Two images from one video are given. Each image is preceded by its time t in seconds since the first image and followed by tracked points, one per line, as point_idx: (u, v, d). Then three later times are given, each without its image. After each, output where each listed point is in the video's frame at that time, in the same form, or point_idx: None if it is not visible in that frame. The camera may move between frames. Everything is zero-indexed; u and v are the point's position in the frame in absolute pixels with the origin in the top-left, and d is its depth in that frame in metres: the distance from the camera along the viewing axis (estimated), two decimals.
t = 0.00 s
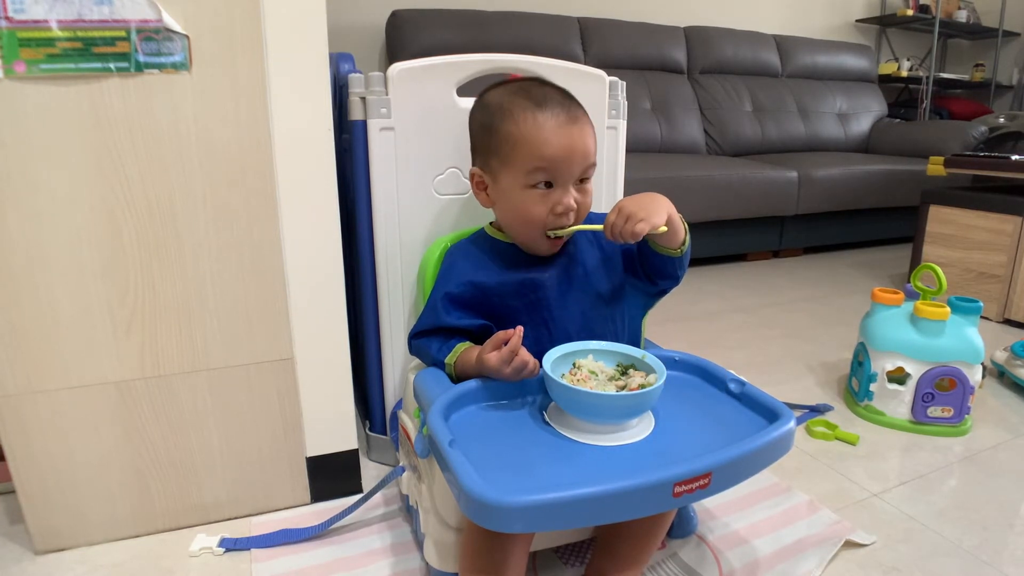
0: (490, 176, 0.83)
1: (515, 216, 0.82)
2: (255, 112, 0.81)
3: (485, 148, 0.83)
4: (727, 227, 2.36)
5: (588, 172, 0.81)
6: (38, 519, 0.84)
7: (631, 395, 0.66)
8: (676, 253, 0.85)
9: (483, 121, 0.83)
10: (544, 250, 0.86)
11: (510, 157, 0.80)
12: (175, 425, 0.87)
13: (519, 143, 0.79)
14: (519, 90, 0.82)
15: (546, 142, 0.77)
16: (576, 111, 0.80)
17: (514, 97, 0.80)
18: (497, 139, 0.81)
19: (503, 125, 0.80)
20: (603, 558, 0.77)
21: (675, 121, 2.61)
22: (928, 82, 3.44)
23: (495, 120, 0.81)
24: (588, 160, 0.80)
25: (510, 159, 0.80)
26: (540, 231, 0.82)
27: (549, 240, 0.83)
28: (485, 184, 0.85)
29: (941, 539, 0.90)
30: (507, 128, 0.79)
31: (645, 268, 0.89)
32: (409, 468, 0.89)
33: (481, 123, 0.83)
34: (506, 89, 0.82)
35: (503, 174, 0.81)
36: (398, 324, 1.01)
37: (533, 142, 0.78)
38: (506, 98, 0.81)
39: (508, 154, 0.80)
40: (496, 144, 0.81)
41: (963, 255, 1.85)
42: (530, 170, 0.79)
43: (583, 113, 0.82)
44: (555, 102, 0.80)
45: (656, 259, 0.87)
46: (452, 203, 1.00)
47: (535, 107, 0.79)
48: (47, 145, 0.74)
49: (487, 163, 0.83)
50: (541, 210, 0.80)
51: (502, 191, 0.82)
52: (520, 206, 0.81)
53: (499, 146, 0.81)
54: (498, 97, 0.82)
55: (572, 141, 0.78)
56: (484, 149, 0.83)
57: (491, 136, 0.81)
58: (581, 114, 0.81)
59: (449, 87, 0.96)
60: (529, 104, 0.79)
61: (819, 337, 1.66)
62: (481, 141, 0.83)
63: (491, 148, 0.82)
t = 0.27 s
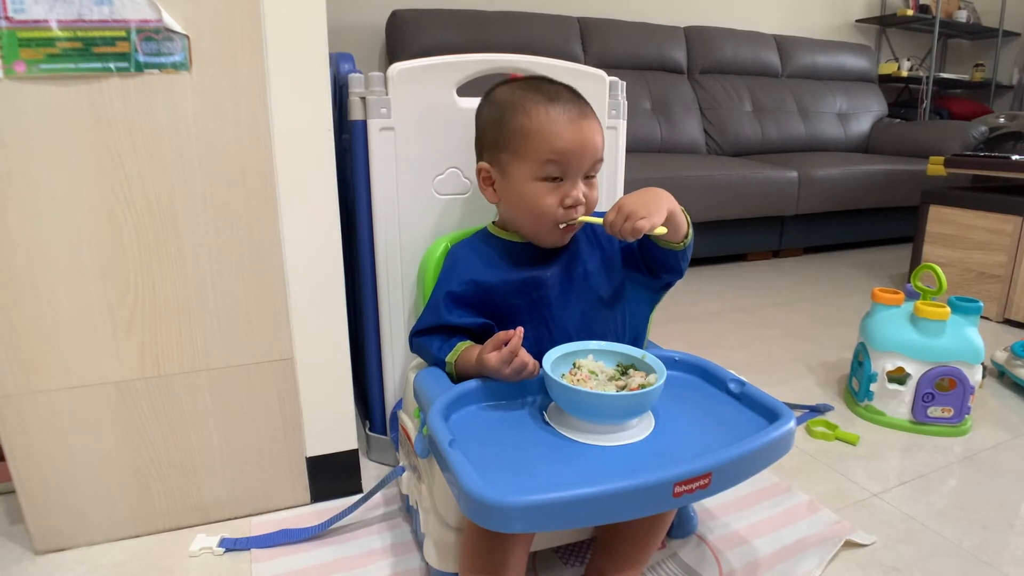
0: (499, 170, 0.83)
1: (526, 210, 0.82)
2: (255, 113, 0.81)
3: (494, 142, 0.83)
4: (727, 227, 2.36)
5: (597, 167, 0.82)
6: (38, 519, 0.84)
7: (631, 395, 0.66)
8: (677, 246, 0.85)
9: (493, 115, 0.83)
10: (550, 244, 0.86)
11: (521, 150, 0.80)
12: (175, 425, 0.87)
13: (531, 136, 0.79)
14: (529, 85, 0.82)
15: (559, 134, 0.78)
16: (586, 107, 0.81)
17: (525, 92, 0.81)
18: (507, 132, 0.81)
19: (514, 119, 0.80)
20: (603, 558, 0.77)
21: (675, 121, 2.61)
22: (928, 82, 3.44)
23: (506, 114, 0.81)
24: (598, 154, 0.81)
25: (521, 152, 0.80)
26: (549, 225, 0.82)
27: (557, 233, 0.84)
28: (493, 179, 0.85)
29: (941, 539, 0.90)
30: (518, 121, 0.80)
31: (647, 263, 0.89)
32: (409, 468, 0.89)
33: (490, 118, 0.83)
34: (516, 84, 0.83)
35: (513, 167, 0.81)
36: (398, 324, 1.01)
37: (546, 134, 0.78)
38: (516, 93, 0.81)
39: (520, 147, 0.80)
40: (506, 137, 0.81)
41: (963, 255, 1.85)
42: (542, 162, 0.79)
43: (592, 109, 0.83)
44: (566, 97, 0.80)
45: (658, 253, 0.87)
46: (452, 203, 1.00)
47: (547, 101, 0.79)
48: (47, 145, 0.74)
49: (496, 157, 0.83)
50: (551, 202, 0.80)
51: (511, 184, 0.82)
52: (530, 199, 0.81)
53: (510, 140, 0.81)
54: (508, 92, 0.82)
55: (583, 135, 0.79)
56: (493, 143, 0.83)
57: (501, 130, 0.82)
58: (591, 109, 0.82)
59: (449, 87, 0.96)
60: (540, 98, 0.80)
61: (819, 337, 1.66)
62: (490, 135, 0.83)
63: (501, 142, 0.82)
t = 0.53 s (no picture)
0: (505, 163, 0.83)
1: (530, 202, 0.82)
2: (255, 113, 0.81)
3: (501, 135, 0.83)
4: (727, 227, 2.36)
5: (602, 163, 0.83)
6: (38, 519, 0.84)
7: (631, 395, 0.66)
8: (676, 236, 0.84)
9: (500, 109, 0.83)
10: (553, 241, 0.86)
11: (529, 142, 0.80)
12: (174, 425, 0.87)
13: (539, 128, 0.79)
14: (537, 82, 0.83)
15: (567, 127, 0.78)
16: (592, 104, 0.82)
17: (533, 87, 0.82)
18: (515, 125, 0.81)
19: (522, 112, 0.81)
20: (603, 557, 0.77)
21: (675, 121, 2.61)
22: (928, 82, 3.44)
23: (514, 108, 0.81)
24: (604, 150, 0.81)
25: (529, 144, 0.80)
26: (554, 219, 0.82)
27: (561, 229, 0.84)
28: (498, 173, 0.85)
29: (941, 539, 0.90)
30: (526, 114, 0.80)
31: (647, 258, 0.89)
32: (409, 468, 0.89)
33: (498, 112, 0.84)
34: (524, 81, 0.84)
35: (520, 160, 0.81)
36: (398, 325, 1.01)
37: (554, 127, 0.79)
38: (525, 88, 0.82)
39: (527, 139, 0.80)
40: (513, 130, 0.81)
41: (963, 255, 1.85)
42: (549, 154, 0.79)
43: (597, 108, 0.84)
44: (573, 93, 0.81)
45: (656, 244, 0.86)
46: (452, 203, 1.00)
47: (555, 95, 0.80)
48: (47, 145, 0.74)
49: (502, 150, 0.83)
50: (557, 196, 0.80)
51: (517, 177, 0.82)
52: (536, 192, 0.81)
53: (517, 133, 0.81)
54: (516, 88, 0.83)
55: (590, 129, 0.79)
56: (500, 136, 0.83)
57: (508, 123, 0.82)
58: (597, 107, 0.83)
59: (449, 87, 0.96)
60: (549, 93, 0.81)
61: (819, 337, 1.66)
62: (497, 129, 0.84)
63: (508, 135, 0.82)
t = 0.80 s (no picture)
0: (504, 160, 0.83)
1: (527, 200, 0.81)
2: (255, 112, 0.81)
3: (501, 132, 0.83)
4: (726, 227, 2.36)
5: (601, 165, 0.83)
6: (38, 519, 0.84)
7: (631, 395, 0.66)
8: (675, 234, 0.84)
9: (501, 107, 0.83)
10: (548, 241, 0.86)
11: (528, 139, 0.80)
12: (174, 425, 0.87)
13: (538, 126, 0.79)
14: (539, 81, 0.83)
15: (566, 126, 0.79)
16: (593, 105, 0.82)
17: (535, 86, 0.82)
18: (515, 122, 0.81)
19: (522, 110, 0.81)
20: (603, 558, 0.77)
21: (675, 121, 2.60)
22: (928, 82, 3.44)
23: (515, 105, 0.81)
24: (602, 151, 0.81)
25: (528, 141, 0.80)
26: (550, 218, 0.82)
27: (557, 229, 0.83)
28: (497, 170, 0.85)
29: (941, 540, 0.89)
30: (527, 112, 0.80)
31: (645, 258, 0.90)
32: (409, 468, 0.89)
33: (498, 110, 0.84)
34: (526, 80, 0.84)
35: (518, 157, 0.81)
36: (397, 325, 1.01)
37: (553, 125, 0.79)
38: (526, 87, 0.82)
39: (526, 136, 0.80)
40: (513, 127, 0.81)
41: (963, 255, 1.85)
42: (548, 152, 0.79)
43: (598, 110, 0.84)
44: (574, 94, 0.82)
45: (655, 243, 0.87)
46: (452, 203, 1.00)
47: (556, 94, 0.81)
48: (46, 144, 0.74)
49: (501, 147, 0.83)
50: (554, 194, 0.80)
51: (515, 174, 0.82)
52: (533, 189, 0.81)
53: (517, 130, 0.81)
54: (518, 86, 0.83)
55: (590, 129, 0.79)
56: (500, 133, 0.83)
57: (508, 120, 0.82)
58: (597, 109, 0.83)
59: (449, 87, 0.96)
60: (550, 92, 0.81)
61: (819, 337, 1.66)
62: (498, 126, 0.84)
63: (508, 132, 0.82)
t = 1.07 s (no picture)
0: (499, 158, 0.83)
1: (521, 198, 0.82)
2: (255, 112, 0.81)
3: (497, 131, 0.83)
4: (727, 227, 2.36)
5: (595, 164, 0.82)
6: (38, 519, 0.84)
7: (631, 395, 0.67)
8: (677, 238, 0.85)
9: (497, 105, 0.83)
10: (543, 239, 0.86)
11: (522, 138, 0.80)
12: (174, 425, 0.87)
13: (532, 125, 0.79)
14: (536, 80, 0.83)
15: (560, 126, 0.78)
16: (589, 105, 0.82)
17: (531, 85, 0.82)
18: (510, 121, 0.81)
19: (517, 109, 0.81)
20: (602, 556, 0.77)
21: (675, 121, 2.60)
22: (928, 82, 3.44)
23: (511, 104, 0.81)
24: (597, 150, 0.81)
25: (522, 140, 0.80)
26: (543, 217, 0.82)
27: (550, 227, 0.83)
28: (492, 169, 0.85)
29: (941, 539, 0.89)
30: (522, 110, 0.80)
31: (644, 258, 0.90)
32: (409, 468, 0.89)
33: (495, 108, 0.84)
34: (523, 78, 0.84)
35: (512, 156, 0.81)
36: (397, 325, 1.01)
37: (547, 124, 0.78)
38: (523, 85, 0.82)
39: (521, 135, 0.80)
40: (508, 126, 0.81)
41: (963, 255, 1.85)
42: (541, 151, 0.79)
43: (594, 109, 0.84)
44: (570, 93, 0.81)
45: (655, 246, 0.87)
46: (452, 203, 1.00)
47: (552, 93, 0.80)
48: (46, 144, 0.74)
49: (497, 145, 0.83)
50: (547, 194, 0.80)
51: (510, 173, 0.82)
52: (527, 188, 0.81)
53: (512, 128, 0.81)
54: (514, 85, 0.83)
55: (583, 129, 0.79)
56: (495, 132, 0.83)
57: (504, 119, 0.82)
58: (593, 108, 0.83)
59: (449, 87, 0.96)
60: (546, 91, 0.81)
61: (820, 337, 1.66)
62: (494, 124, 0.84)
63: (503, 130, 0.82)
